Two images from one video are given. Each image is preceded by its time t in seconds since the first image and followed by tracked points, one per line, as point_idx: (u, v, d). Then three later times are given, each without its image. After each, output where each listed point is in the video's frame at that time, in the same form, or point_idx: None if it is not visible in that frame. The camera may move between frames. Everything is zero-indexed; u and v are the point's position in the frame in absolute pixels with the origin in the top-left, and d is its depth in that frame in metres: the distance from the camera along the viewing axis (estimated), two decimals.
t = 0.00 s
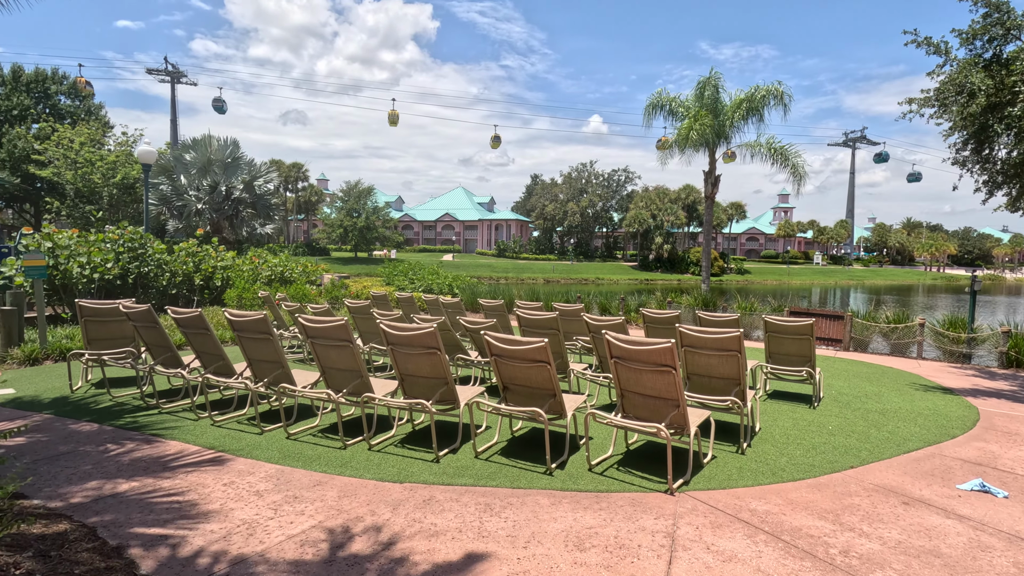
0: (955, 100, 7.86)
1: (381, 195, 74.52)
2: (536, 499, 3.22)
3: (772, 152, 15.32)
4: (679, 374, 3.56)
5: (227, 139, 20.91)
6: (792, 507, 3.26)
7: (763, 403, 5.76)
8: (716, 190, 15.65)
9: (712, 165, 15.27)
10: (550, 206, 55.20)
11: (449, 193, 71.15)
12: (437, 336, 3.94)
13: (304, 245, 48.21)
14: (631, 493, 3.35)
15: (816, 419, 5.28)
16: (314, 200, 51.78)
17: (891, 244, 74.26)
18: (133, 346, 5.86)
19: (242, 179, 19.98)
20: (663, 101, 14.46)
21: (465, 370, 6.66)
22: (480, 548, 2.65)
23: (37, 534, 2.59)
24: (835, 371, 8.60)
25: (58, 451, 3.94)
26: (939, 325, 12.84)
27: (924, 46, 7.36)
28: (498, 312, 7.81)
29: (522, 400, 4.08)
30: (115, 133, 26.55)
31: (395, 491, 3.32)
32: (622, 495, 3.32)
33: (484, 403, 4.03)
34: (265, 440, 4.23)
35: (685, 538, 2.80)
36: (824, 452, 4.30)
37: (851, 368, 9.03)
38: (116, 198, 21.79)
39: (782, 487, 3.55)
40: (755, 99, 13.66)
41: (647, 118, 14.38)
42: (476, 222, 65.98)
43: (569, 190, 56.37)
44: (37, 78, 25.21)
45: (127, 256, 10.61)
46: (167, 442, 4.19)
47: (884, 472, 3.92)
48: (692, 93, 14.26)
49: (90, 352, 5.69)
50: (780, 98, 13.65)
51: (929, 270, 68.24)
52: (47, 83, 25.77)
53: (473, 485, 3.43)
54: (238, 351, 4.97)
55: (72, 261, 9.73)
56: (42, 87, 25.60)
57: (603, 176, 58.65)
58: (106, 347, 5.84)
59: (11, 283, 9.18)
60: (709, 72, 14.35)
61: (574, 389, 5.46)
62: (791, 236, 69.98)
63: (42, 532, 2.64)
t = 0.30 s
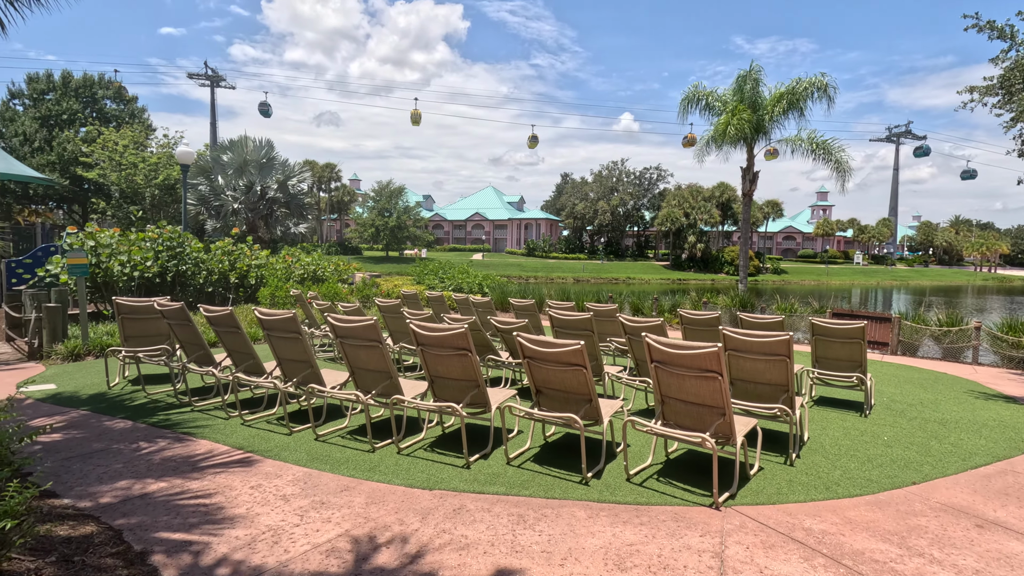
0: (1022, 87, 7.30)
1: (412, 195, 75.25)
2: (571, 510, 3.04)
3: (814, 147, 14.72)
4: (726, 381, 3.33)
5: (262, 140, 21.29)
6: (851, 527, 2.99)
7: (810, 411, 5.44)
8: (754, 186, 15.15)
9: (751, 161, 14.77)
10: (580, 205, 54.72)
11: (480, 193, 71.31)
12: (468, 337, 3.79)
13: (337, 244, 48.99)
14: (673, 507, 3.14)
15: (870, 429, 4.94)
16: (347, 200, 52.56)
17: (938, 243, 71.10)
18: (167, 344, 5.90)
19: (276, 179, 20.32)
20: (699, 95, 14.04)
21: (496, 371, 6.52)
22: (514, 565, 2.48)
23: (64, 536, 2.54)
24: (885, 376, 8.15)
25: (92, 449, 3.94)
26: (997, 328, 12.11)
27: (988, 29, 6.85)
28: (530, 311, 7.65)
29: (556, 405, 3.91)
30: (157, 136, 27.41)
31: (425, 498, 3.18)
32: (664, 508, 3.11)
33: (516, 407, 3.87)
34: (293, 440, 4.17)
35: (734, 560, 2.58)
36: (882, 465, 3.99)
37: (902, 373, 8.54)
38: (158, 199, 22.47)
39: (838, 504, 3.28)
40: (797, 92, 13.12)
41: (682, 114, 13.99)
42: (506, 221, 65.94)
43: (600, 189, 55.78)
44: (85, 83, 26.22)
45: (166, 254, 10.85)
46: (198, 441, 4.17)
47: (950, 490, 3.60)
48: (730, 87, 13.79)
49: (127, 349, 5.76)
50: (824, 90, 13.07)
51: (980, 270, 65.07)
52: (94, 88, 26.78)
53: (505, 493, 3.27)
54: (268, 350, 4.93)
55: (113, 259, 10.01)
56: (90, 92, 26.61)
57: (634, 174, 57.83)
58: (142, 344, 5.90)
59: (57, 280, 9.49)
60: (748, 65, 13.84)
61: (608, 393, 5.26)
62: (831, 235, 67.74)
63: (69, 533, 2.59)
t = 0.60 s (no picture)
0: None
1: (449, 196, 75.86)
2: (618, 528, 2.82)
3: (869, 142, 13.96)
4: (788, 391, 3.04)
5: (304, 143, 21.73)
6: (935, 557, 2.66)
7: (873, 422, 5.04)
8: (804, 184, 14.47)
9: (800, 157, 14.12)
10: (617, 205, 53.97)
11: (516, 194, 71.29)
12: (506, 340, 3.61)
13: (376, 245, 49.76)
14: (729, 527, 2.88)
15: (943, 444, 4.52)
16: (385, 202, 53.36)
17: (1001, 243, 67.06)
18: (208, 342, 5.95)
19: (317, 181, 20.67)
20: (745, 89, 13.51)
21: (534, 374, 6.33)
22: None
23: (95, 540, 2.48)
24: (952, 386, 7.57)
25: (131, 446, 3.94)
26: None
27: None
28: (569, 313, 7.43)
29: (599, 412, 3.68)
30: (205, 141, 28.38)
31: (461, 509, 3.02)
32: (719, 529, 2.86)
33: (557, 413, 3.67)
34: (328, 443, 4.08)
35: None
36: (962, 486, 3.61)
37: (971, 383, 7.92)
38: (205, 201, 23.21)
39: (917, 530, 2.95)
40: (851, 85, 12.46)
41: (727, 109, 13.49)
42: (542, 222, 65.68)
43: (637, 189, 54.90)
44: (139, 91, 27.36)
45: (210, 254, 11.11)
46: (234, 441, 4.13)
47: None
48: (779, 80, 13.21)
49: (169, 347, 5.82)
50: (881, 82, 12.36)
51: None
52: (147, 95, 27.92)
53: (546, 506, 3.06)
54: (305, 350, 4.87)
55: (160, 259, 10.35)
56: (143, 99, 27.75)
57: (673, 173, 56.66)
58: (184, 342, 5.97)
59: (108, 279, 9.83)
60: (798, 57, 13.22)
61: (653, 399, 4.99)
62: (882, 236, 64.77)
63: (100, 536, 2.53)
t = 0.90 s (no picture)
0: None
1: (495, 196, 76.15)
2: (684, 554, 2.56)
3: (947, 133, 12.95)
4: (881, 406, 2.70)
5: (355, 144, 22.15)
6: None
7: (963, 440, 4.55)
8: (872, 178, 13.56)
9: (868, 150, 13.24)
10: (666, 203, 52.68)
11: (562, 193, 70.79)
12: (559, 343, 3.39)
13: (423, 245, 50.43)
14: (810, 558, 2.58)
15: None
16: (433, 202, 53.98)
17: None
18: (260, 340, 6.00)
19: (367, 182, 21.03)
20: (809, 78, 12.76)
21: (584, 378, 6.09)
22: None
23: (141, 544, 2.43)
24: None
25: (183, 444, 3.96)
26: None
27: None
28: (621, 315, 7.15)
29: (659, 423, 3.42)
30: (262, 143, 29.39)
31: (512, 525, 2.83)
32: (799, 559, 2.56)
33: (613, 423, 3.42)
34: (375, 446, 3.98)
35: None
36: None
37: None
38: (261, 202, 24.00)
39: None
40: (928, 71, 11.57)
41: (788, 99, 12.78)
42: (589, 221, 64.94)
43: (688, 186, 53.44)
44: (202, 97, 28.62)
45: (265, 254, 11.41)
46: (282, 442, 4.10)
47: None
48: (846, 68, 12.41)
49: (223, 345, 5.91)
50: (962, 66, 11.41)
51: None
52: (209, 101, 29.17)
53: (603, 525, 2.84)
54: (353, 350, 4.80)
55: (217, 258, 10.75)
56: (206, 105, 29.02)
57: (726, 170, 54.85)
58: (237, 340, 6.05)
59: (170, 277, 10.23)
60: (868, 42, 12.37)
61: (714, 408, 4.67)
62: (955, 234, 60.62)
63: (146, 540, 2.48)
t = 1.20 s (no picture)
0: None
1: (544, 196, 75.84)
2: None
3: None
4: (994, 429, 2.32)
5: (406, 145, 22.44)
6: None
7: None
8: (956, 171, 12.47)
9: (952, 140, 12.18)
10: (722, 202, 50.91)
11: (613, 192, 69.70)
12: (615, 350, 3.13)
13: (473, 245, 50.74)
14: None
15: None
16: (482, 202, 54.25)
17: None
18: (310, 340, 6.00)
19: (417, 182, 21.25)
20: (884, 64, 11.86)
21: (638, 385, 5.77)
22: None
23: (177, 553, 2.34)
24: None
25: (230, 445, 3.94)
26: None
27: None
28: (677, 318, 6.78)
29: (726, 441, 3.08)
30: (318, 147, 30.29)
31: (562, 548, 2.59)
32: None
33: (673, 437, 3.12)
34: (418, 453, 3.82)
35: None
36: None
37: None
38: (317, 204, 24.70)
39: None
40: None
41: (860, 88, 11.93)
42: (640, 220, 63.61)
43: (745, 184, 51.43)
44: (263, 103, 29.78)
45: (318, 254, 11.63)
46: (326, 445, 4.02)
47: None
48: (927, 52, 11.44)
49: (274, 344, 5.95)
50: None
51: None
52: (269, 107, 30.30)
53: (663, 553, 2.56)
54: (398, 352, 4.70)
55: (273, 257, 11.10)
56: (266, 111, 30.18)
57: (786, 166, 52.46)
58: (287, 339, 6.08)
59: (228, 276, 10.56)
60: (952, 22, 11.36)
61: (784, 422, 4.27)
62: None
63: (183, 549, 2.39)
